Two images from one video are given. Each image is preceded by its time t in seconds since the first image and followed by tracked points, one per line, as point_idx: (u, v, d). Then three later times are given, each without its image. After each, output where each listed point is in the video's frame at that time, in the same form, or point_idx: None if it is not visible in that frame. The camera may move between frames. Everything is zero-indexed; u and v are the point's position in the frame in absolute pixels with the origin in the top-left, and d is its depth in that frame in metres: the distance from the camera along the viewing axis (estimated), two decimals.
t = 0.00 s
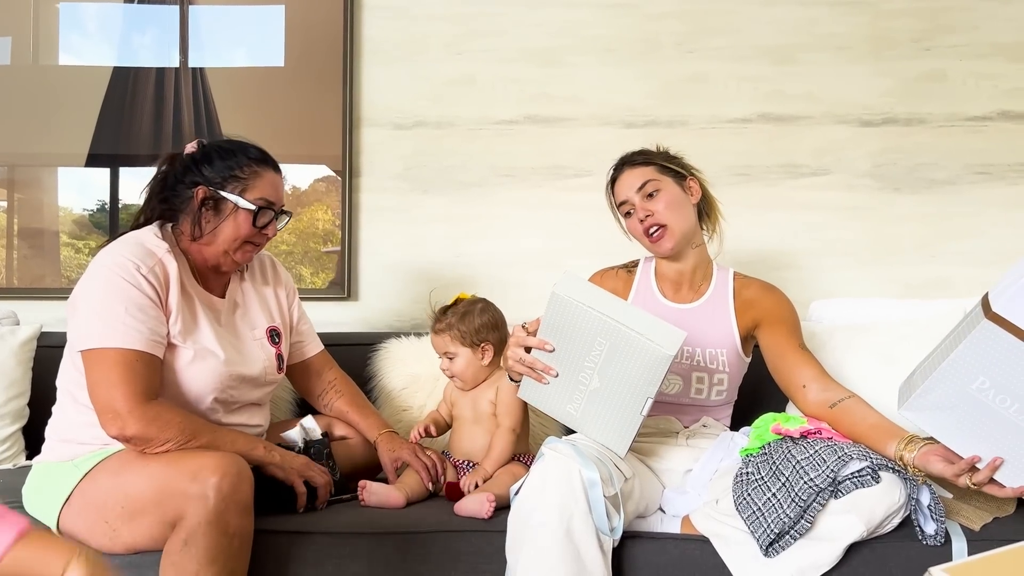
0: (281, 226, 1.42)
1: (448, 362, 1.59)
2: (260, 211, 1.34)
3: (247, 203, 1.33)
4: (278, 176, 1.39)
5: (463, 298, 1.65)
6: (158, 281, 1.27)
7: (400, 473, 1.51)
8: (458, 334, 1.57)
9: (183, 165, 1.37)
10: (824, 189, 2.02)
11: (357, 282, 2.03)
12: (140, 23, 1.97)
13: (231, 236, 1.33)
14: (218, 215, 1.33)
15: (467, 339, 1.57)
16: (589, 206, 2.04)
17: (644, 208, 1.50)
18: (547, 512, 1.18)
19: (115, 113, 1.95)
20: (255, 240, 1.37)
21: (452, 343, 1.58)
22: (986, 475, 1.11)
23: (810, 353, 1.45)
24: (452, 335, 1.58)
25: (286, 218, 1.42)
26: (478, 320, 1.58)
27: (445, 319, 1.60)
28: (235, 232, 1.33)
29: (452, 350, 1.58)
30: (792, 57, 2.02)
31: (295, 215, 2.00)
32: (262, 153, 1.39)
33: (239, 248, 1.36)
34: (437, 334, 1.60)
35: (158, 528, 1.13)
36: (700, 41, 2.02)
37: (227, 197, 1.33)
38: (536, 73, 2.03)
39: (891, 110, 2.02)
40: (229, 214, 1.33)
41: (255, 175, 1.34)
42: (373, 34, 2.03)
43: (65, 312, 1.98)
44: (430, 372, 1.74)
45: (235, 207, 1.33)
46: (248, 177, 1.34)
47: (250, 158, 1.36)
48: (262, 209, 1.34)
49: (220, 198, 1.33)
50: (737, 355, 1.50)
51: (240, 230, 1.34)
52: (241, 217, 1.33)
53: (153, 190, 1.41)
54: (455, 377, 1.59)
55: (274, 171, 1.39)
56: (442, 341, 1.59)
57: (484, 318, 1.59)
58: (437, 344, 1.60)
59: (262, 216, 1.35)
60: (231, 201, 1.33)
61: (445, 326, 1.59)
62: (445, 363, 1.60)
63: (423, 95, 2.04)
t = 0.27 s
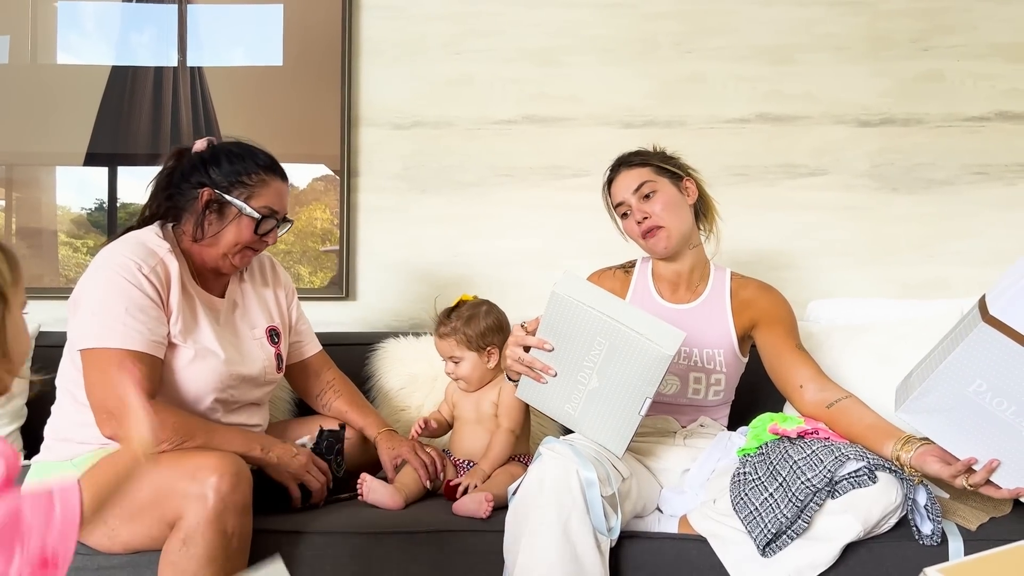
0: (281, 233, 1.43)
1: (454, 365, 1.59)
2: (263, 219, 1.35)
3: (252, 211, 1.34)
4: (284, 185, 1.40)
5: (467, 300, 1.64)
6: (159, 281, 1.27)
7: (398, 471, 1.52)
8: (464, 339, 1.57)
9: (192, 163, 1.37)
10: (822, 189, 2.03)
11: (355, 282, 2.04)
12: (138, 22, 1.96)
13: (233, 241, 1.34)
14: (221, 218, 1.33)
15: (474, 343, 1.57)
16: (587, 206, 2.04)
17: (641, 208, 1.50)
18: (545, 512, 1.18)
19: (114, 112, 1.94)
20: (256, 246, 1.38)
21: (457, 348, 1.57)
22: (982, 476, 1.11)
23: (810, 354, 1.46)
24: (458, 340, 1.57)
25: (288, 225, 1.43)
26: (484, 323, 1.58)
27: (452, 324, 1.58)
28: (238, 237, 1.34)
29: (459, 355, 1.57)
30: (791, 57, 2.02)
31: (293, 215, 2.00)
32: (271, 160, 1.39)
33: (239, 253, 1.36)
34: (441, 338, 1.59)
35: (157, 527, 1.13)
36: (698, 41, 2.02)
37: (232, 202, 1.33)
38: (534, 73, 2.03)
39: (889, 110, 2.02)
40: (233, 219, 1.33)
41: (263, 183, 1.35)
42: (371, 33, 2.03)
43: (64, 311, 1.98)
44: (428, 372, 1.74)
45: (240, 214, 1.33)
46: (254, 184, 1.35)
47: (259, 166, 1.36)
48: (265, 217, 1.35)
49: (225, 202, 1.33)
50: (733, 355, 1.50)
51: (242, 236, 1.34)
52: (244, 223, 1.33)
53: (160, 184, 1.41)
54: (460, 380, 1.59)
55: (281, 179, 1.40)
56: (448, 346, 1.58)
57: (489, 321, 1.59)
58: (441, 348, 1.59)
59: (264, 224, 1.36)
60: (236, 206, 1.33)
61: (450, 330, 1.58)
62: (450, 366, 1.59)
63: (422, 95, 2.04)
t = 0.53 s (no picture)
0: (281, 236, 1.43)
1: (453, 372, 1.58)
2: (263, 222, 1.35)
3: (253, 213, 1.33)
4: (286, 188, 1.40)
5: (464, 305, 1.63)
6: (156, 280, 1.27)
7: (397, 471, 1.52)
8: (461, 345, 1.56)
9: (195, 163, 1.37)
10: (821, 189, 2.03)
11: (354, 281, 2.04)
12: (137, 21, 1.96)
13: (234, 242, 1.34)
14: (222, 219, 1.33)
15: (471, 349, 1.56)
16: (586, 205, 2.04)
17: (640, 209, 1.50)
18: (542, 512, 1.18)
19: (112, 111, 1.94)
20: (256, 249, 1.37)
21: (454, 354, 1.57)
22: (982, 476, 1.12)
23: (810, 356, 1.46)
24: (455, 347, 1.57)
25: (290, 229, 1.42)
26: (481, 328, 1.57)
27: (449, 331, 1.58)
28: (238, 238, 1.34)
29: (458, 361, 1.57)
30: (789, 57, 2.02)
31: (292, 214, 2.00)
32: (276, 164, 1.39)
33: (240, 255, 1.36)
34: (439, 346, 1.59)
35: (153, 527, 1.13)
36: (697, 41, 2.02)
37: (234, 204, 1.33)
38: (533, 72, 2.03)
39: (887, 110, 2.02)
40: (234, 221, 1.33)
41: (264, 186, 1.35)
42: (370, 33, 2.03)
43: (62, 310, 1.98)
44: (427, 372, 1.74)
45: (241, 216, 1.33)
46: (257, 187, 1.34)
47: (263, 169, 1.36)
48: (265, 220, 1.35)
49: (226, 203, 1.33)
50: (732, 355, 1.50)
51: (242, 238, 1.34)
52: (245, 225, 1.33)
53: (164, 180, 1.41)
54: (460, 387, 1.58)
55: (284, 183, 1.39)
56: (447, 353, 1.58)
57: (486, 326, 1.58)
58: (439, 355, 1.59)
59: (264, 227, 1.35)
60: (237, 208, 1.33)
61: (448, 337, 1.58)
62: (449, 374, 1.59)
63: (420, 94, 2.03)
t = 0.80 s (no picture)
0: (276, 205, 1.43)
1: (443, 373, 1.57)
2: (255, 190, 1.36)
3: (240, 187, 1.34)
4: (259, 157, 1.41)
5: (454, 307, 1.62)
6: (159, 278, 1.27)
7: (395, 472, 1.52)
8: (450, 348, 1.55)
9: (169, 172, 1.36)
10: (819, 189, 2.03)
11: (352, 281, 2.04)
12: (135, 20, 1.96)
13: (235, 225, 1.34)
14: (215, 208, 1.34)
15: (461, 352, 1.55)
16: (585, 205, 2.04)
17: (638, 210, 1.50)
18: (541, 512, 1.18)
19: (110, 110, 1.94)
20: (260, 222, 1.38)
21: (445, 357, 1.56)
22: (980, 477, 1.12)
23: (804, 355, 1.45)
24: (445, 349, 1.56)
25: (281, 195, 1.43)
26: (470, 329, 1.56)
27: (438, 333, 1.57)
28: (237, 220, 1.34)
29: (448, 364, 1.56)
30: (788, 57, 2.02)
31: (290, 213, 2.00)
32: (238, 140, 1.40)
33: (247, 233, 1.36)
34: (429, 349, 1.58)
35: (153, 526, 1.13)
36: (695, 41, 2.02)
37: (220, 187, 1.33)
38: (532, 72, 2.03)
39: (885, 111, 2.03)
40: (226, 204, 1.33)
41: (239, 159, 1.36)
42: (369, 33, 2.03)
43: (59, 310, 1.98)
44: (425, 373, 1.74)
45: (231, 196, 1.34)
46: (232, 163, 1.36)
47: (228, 148, 1.38)
48: (256, 188, 1.36)
49: (213, 191, 1.33)
50: (731, 355, 1.50)
51: (242, 217, 1.34)
52: (239, 203, 1.34)
53: (137, 202, 1.41)
54: (450, 388, 1.58)
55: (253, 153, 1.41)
56: (437, 355, 1.57)
57: (476, 328, 1.57)
58: (430, 358, 1.59)
59: (258, 195, 1.36)
60: (226, 191, 1.33)
61: (437, 340, 1.57)
62: (440, 374, 1.58)
63: (419, 94, 2.03)
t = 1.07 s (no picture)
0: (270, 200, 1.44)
1: (440, 372, 1.57)
2: (248, 185, 1.36)
3: (233, 182, 1.34)
4: (250, 154, 1.42)
5: (450, 307, 1.62)
6: (155, 277, 1.27)
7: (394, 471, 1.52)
8: (447, 346, 1.55)
9: (160, 174, 1.36)
10: (818, 189, 2.03)
11: (351, 281, 2.04)
12: (134, 20, 1.96)
13: (231, 221, 1.34)
14: (208, 206, 1.34)
15: (458, 350, 1.55)
16: (584, 206, 2.05)
17: (637, 210, 1.50)
18: (539, 511, 1.18)
19: (109, 110, 1.94)
20: (255, 217, 1.38)
21: (441, 355, 1.56)
22: (978, 480, 1.12)
23: (801, 356, 1.45)
24: (441, 348, 1.55)
25: (274, 190, 1.43)
26: (466, 328, 1.56)
27: (435, 331, 1.56)
28: (232, 216, 1.34)
29: (445, 362, 1.56)
30: (787, 58, 2.02)
31: (290, 213, 2.00)
32: (227, 138, 1.40)
33: (243, 229, 1.37)
34: (425, 347, 1.57)
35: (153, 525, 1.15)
36: (694, 42, 2.03)
37: (213, 184, 1.33)
38: (531, 73, 2.03)
39: (884, 111, 2.03)
40: (221, 200, 1.34)
41: (230, 155, 1.36)
42: (368, 32, 2.03)
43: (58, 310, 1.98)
44: (424, 373, 1.74)
45: (225, 192, 1.34)
46: (224, 159, 1.36)
47: (218, 144, 1.38)
48: (249, 183, 1.36)
49: (207, 188, 1.33)
50: (729, 356, 1.50)
51: (237, 213, 1.35)
52: (233, 199, 1.34)
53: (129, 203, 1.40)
54: (447, 387, 1.57)
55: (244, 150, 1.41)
56: (433, 353, 1.56)
57: (472, 327, 1.56)
58: (426, 356, 1.58)
59: (251, 190, 1.36)
60: (219, 187, 1.34)
61: (433, 339, 1.57)
62: (436, 374, 1.58)
63: (418, 94, 2.03)
